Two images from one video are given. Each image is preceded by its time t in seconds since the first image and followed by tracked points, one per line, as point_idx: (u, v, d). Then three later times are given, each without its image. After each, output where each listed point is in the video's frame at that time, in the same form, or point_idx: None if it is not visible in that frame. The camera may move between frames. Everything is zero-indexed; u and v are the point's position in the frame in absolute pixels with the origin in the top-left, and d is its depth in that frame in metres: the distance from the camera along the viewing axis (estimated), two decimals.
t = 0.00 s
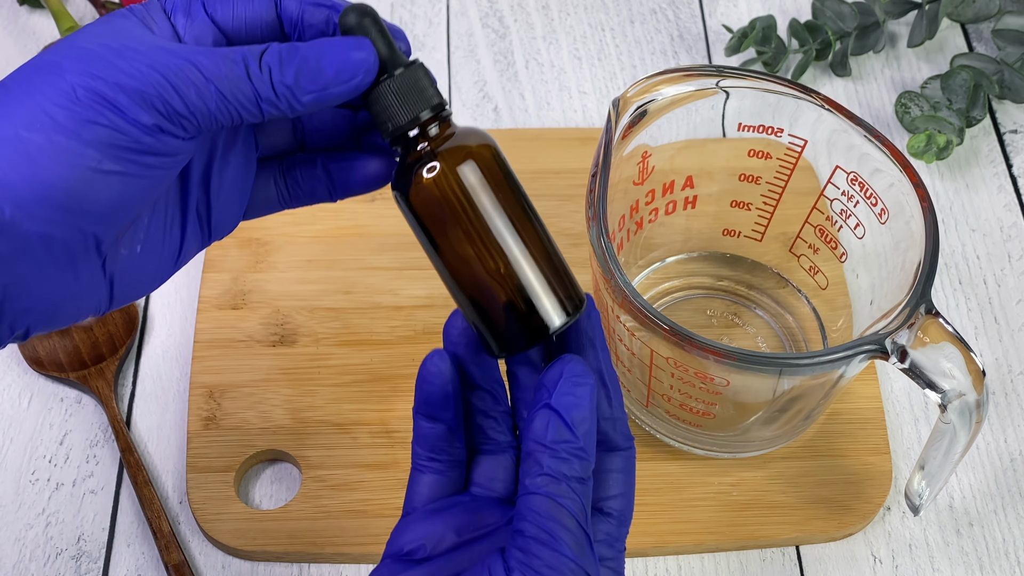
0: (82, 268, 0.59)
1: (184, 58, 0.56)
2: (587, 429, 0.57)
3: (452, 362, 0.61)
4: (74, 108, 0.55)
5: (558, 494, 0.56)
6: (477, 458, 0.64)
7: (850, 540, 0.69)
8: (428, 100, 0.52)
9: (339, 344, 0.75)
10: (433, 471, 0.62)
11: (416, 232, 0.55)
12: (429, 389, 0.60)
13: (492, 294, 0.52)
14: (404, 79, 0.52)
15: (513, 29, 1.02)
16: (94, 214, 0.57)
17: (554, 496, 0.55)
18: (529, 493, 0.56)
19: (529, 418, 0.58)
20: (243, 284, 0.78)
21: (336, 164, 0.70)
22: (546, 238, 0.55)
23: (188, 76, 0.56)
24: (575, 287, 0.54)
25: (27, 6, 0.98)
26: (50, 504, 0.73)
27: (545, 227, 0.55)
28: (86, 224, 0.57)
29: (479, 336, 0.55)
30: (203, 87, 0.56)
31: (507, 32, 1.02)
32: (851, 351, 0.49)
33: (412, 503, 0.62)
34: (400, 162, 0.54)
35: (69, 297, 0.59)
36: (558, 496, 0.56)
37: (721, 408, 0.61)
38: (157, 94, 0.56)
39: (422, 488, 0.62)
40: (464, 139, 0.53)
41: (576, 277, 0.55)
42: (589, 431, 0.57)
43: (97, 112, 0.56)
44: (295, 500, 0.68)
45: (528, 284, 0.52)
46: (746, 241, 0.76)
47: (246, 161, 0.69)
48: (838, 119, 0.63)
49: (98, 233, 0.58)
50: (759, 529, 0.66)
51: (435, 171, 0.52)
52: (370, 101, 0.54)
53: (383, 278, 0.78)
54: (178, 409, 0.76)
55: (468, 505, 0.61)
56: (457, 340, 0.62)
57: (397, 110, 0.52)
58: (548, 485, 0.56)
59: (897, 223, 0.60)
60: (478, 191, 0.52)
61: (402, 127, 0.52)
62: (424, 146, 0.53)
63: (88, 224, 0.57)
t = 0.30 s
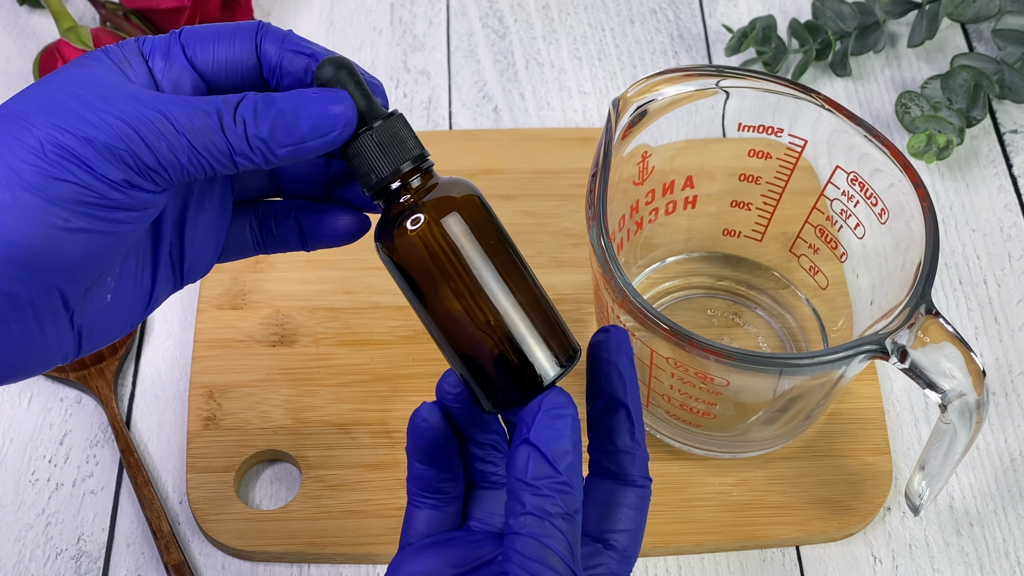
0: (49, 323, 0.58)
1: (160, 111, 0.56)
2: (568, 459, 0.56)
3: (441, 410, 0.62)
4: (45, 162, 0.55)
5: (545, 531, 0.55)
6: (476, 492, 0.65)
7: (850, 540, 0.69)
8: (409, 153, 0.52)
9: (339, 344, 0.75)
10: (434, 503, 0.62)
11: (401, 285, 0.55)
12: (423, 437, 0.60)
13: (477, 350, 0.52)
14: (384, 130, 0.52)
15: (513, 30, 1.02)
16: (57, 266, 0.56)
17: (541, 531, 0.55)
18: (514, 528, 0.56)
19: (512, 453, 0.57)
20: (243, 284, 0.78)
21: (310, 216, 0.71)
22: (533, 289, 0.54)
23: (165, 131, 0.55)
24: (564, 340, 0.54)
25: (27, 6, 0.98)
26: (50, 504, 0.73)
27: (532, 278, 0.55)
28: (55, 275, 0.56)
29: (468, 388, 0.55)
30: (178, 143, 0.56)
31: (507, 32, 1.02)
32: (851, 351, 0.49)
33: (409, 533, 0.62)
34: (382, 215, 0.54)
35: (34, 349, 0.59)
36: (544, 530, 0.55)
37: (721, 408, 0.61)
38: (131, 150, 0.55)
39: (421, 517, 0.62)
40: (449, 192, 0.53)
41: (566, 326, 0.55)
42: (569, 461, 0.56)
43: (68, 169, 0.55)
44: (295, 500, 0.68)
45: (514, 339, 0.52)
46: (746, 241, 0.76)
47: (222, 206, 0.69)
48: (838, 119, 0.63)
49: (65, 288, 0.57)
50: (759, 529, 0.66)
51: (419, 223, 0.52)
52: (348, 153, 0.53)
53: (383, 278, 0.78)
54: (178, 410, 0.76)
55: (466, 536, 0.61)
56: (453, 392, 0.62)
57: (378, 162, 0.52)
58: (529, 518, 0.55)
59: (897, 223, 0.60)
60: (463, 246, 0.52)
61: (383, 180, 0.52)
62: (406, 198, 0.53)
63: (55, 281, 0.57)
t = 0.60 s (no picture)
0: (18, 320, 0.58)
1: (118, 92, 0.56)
2: (535, 464, 0.56)
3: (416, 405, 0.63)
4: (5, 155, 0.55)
5: (518, 537, 0.55)
6: (458, 492, 0.66)
7: (850, 540, 0.69)
8: (390, 142, 0.52)
9: (339, 345, 0.75)
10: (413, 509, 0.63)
11: (372, 278, 0.55)
12: (396, 429, 0.61)
13: (443, 338, 0.52)
14: (362, 118, 0.52)
15: (513, 30, 1.02)
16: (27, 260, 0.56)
17: (513, 538, 0.55)
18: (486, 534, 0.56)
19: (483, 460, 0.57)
20: (243, 285, 0.78)
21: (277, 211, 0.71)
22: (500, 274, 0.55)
23: (126, 111, 0.56)
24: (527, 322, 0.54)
25: (27, 6, 0.98)
26: (50, 504, 0.73)
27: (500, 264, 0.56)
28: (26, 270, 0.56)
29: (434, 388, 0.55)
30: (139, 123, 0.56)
31: (507, 32, 1.02)
32: (851, 351, 0.49)
33: (392, 539, 0.62)
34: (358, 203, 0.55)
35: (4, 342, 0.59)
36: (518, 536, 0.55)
37: (721, 408, 0.61)
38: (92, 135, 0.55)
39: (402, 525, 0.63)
40: (426, 183, 0.54)
41: (531, 313, 0.55)
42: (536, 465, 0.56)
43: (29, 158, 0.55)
44: (295, 500, 0.68)
45: (482, 325, 0.52)
46: (746, 241, 0.76)
47: (184, 201, 0.69)
48: (838, 119, 0.63)
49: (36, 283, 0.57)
50: (760, 530, 0.66)
51: (392, 215, 0.52)
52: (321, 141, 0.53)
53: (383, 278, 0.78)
54: (178, 410, 0.76)
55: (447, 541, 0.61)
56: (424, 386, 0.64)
57: (354, 151, 0.52)
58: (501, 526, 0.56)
59: (897, 223, 0.60)
60: (433, 233, 0.52)
61: (359, 168, 0.52)
62: (383, 187, 0.53)
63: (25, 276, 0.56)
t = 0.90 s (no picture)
0: (45, 326, 0.55)
1: (162, 88, 0.56)
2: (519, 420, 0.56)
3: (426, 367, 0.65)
4: (38, 145, 0.53)
5: (486, 507, 0.55)
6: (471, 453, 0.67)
7: (850, 541, 0.68)
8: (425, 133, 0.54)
9: (339, 345, 0.75)
10: (413, 505, 0.62)
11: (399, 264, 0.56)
12: (390, 414, 0.63)
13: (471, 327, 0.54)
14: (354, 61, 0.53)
15: (513, 30, 1.02)
16: (102, 256, 0.54)
17: (481, 505, 0.55)
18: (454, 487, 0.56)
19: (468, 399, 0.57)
20: (243, 284, 0.78)
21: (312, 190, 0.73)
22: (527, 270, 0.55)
23: (171, 112, 0.55)
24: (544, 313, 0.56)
25: (26, 6, 0.98)
26: (50, 504, 0.73)
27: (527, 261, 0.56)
28: (75, 271, 0.53)
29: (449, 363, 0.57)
30: (182, 124, 0.56)
31: (507, 32, 1.02)
32: (851, 351, 0.49)
33: (388, 536, 0.60)
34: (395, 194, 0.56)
35: (18, 350, 0.56)
36: (483, 504, 0.55)
37: (721, 408, 0.61)
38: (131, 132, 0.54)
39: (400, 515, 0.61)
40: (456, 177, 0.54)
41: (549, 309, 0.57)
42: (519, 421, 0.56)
43: (59, 150, 0.53)
44: (295, 500, 0.68)
45: (504, 316, 0.53)
46: (746, 241, 0.76)
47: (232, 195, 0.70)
48: (838, 119, 0.63)
49: (77, 288, 0.54)
50: (760, 530, 0.66)
51: (424, 206, 0.52)
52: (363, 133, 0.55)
53: (383, 278, 0.79)
54: (178, 409, 0.76)
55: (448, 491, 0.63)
56: (424, 378, 0.64)
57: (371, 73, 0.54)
58: (470, 483, 0.56)
59: (897, 223, 0.60)
60: (466, 229, 0.52)
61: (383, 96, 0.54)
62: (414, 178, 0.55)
63: (64, 277, 0.53)
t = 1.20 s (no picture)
0: (17, 305, 0.56)
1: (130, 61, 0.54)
2: (491, 415, 0.57)
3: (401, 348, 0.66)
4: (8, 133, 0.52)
5: (464, 503, 0.55)
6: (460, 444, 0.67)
7: (850, 541, 0.68)
8: (413, 109, 0.53)
9: (339, 345, 0.75)
10: (397, 498, 0.62)
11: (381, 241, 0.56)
12: (376, 387, 0.64)
13: (448, 306, 0.54)
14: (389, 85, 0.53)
15: (513, 30, 1.02)
16: (75, 235, 0.54)
17: (458, 502, 0.55)
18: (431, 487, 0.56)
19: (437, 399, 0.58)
20: (243, 285, 0.78)
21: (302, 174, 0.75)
22: (507, 254, 0.56)
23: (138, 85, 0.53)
24: (525, 299, 0.57)
25: (26, 6, 0.98)
26: (50, 504, 0.73)
27: (507, 244, 0.57)
28: (54, 252, 0.54)
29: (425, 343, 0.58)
30: (152, 96, 0.54)
31: (507, 32, 1.02)
32: (851, 351, 0.49)
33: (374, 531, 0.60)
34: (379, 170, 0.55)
35: None
36: (462, 501, 0.55)
37: (721, 408, 0.61)
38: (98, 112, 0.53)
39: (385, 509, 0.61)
40: (444, 157, 0.54)
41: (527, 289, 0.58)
42: (489, 416, 0.57)
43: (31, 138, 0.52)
44: (295, 500, 0.68)
45: (483, 298, 0.54)
46: (746, 241, 0.76)
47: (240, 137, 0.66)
48: (838, 119, 0.63)
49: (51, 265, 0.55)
50: (760, 530, 0.66)
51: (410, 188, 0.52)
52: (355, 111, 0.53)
53: (383, 278, 0.79)
54: (178, 409, 0.76)
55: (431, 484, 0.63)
56: (409, 355, 0.66)
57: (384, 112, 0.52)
58: (445, 481, 0.56)
59: (897, 223, 0.60)
60: (451, 211, 0.53)
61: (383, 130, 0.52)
62: (404, 156, 0.54)
63: (42, 258, 0.54)
